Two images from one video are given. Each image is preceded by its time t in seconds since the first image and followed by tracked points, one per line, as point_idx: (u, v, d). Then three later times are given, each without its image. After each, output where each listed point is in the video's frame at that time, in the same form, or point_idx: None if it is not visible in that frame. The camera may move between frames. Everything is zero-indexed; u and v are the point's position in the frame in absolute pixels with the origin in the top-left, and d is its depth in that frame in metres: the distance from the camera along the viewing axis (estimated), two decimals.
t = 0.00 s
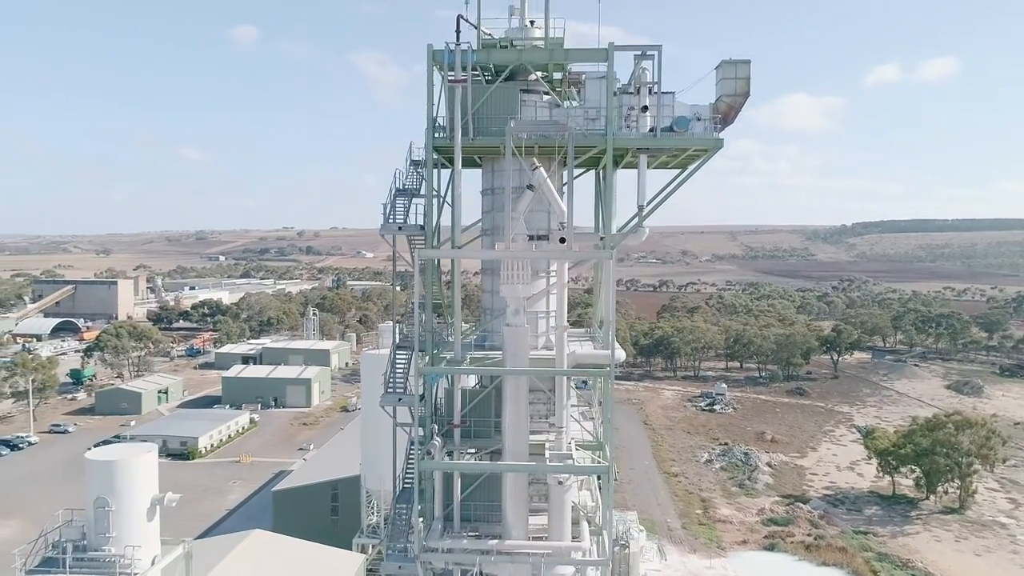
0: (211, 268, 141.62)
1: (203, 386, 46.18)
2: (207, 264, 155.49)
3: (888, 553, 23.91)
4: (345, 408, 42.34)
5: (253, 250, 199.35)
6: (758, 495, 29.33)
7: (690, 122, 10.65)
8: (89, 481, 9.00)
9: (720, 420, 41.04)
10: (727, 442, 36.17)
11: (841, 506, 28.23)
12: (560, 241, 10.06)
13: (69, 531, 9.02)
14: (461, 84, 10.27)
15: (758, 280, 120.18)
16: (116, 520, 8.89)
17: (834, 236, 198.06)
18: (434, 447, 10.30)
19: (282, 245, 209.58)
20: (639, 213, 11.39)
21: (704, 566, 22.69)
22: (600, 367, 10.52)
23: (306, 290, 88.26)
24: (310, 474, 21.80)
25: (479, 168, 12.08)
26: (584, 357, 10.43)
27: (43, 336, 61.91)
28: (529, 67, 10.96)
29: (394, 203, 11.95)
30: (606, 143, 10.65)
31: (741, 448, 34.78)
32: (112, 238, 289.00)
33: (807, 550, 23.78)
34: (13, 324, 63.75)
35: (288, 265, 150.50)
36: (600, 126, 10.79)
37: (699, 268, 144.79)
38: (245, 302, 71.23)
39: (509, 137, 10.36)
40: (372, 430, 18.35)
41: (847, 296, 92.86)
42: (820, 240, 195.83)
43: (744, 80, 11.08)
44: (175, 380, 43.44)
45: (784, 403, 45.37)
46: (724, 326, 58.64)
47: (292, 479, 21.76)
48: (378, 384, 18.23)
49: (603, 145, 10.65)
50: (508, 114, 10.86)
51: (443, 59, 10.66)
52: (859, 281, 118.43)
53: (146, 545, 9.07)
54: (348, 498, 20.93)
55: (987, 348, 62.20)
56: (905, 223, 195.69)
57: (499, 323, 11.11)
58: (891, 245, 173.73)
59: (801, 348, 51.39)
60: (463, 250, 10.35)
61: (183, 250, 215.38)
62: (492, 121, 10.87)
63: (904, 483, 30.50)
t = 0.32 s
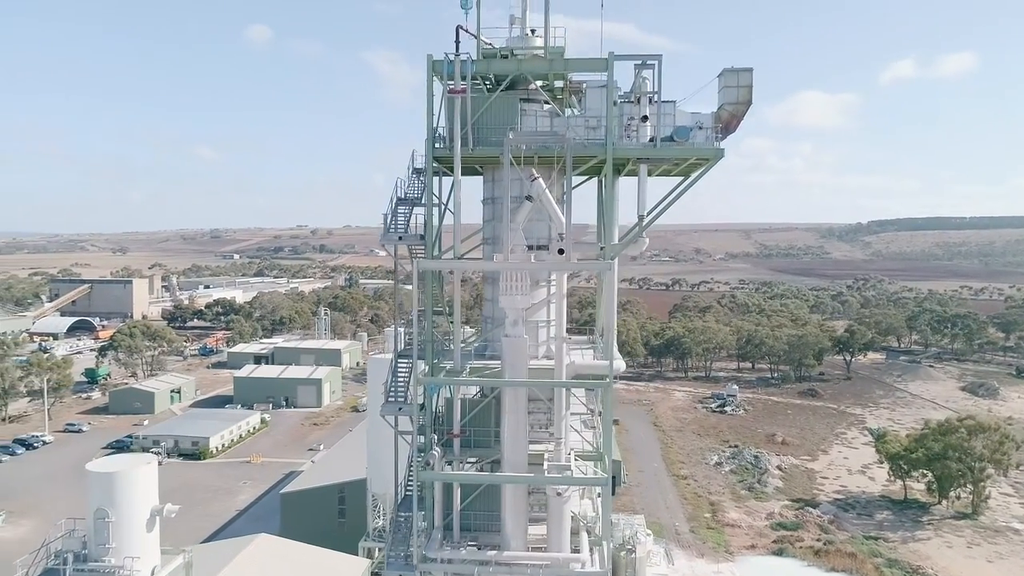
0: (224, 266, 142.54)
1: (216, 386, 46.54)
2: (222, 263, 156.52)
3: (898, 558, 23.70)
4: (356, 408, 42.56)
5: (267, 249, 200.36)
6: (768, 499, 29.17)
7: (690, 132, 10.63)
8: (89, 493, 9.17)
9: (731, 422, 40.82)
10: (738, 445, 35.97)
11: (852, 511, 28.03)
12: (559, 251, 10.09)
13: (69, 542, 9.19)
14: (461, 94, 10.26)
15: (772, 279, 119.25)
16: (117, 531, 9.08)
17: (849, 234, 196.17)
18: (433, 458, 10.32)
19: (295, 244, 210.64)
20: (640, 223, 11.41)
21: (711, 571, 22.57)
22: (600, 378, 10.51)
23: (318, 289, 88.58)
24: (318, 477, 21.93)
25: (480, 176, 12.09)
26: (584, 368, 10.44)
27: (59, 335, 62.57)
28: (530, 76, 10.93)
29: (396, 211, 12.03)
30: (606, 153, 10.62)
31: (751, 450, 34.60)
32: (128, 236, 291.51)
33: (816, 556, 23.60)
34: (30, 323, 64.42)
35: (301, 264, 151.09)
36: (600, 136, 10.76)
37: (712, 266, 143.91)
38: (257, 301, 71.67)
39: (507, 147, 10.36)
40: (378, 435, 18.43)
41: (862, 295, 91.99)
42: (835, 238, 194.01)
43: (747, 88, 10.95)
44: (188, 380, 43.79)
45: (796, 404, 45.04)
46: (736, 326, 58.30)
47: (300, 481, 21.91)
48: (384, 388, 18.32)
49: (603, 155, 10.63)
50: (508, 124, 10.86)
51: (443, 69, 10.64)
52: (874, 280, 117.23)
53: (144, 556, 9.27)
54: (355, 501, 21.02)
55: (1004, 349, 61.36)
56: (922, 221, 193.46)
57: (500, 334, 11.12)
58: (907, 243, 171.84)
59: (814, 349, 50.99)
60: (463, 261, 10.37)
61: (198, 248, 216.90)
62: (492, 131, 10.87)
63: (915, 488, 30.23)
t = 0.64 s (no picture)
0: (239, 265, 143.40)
1: (228, 385, 46.94)
2: (236, 262, 157.63)
3: (909, 565, 23.46)
4: (367, 408, 42.78)
5: (281, 247, 201.50)
6: (778, 503, 29.02)
7: (691, 142, 10.58)
8: (90, 505, 9.30)
9: (742, 424, 40.62)
10: (749, 447, 35.77)
11: (863, 515, 27.81)
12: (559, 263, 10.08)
13: (70, 552, 9.33)
14: (461, 106, 10.25)
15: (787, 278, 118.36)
16: (117, 543, 9.23)
17: (865, 232, 194.37)
18: (433, 469, 10.33)
19: (309, 242, 211.63)
20: (641, 233, 11.40)
21: None
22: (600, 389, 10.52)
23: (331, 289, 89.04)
24: (325, 480, 22.01)
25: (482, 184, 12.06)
26: (584, 379, 10.48)
27: (75, 334, 63.31)
28: (530, 85, 10.90)
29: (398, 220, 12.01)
30: (605, 163, 10.58)
31: (761, 453, 34.36)
32: (144, 234, 294.17)
33: (826, 562, 23.41)
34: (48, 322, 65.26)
35: (315, 262, 151.79)
36: (600, 146, 10.72)
37: (726, 264, 142.99)
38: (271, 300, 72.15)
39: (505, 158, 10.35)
40: (383, 439, 18.45)
41: (877, 295, 91.05)
42: (851, 237, 192.26)
43: (749, 97, 10.86)
44: (201, 380, 44.18)
45: (808, 406, 44.74)
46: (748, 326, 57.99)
47: (307, 484, 22.02)
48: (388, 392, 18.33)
49: (603, 165, 10.59)
50: (508, 134, 10.86)
51: (443, 80, 10.66)
52: (890, 279, 115.95)
53: (144, 567, 9.42)
54: (362, 503, 21.10)
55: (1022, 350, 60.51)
56: (940, 220, 191.16)
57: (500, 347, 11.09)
58: (924, 241, 169.87)
59: (827, 350, 50.59)
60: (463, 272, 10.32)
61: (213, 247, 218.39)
62: (493, 142, 10.88)
63: (928, 492, 29.92)
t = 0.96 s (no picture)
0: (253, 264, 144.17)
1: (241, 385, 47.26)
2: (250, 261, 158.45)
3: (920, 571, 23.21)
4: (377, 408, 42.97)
5: (294, 245, 202.38)
6: (788, 507, 28.82)
7: (691, 152, 10.52)
8: (90, 516, 9.45)
9: (753, 426, 40.39)
10: (759, 450, 35.56)
11: (874, 521, 27.55)
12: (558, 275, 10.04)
13: (71, 562, 9.49)
14: (460, 116, 10.24)
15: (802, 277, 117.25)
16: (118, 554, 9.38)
17: (881, 231, 192.40)
18: (433, 479, 10.33)
19: (322, 240, 212.38)
20: (642, 244, 11.40)
21: None
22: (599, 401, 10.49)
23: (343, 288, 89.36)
24: (332, 483, 22.12)
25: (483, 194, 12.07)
26: (584, 392, 10.44)
27: (91, 333, 63.92)
28: (530, 95, 10.89)
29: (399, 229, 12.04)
30: (605, 174, 10.54)
31: (772, 456, 34.11)
32: (160, 233, 296.38)
33: (835, 568, 23.19)
34: (65, 320, 65.98)
35: (328, 261, 152.29)
36: (600, 156, 10.69)
37: (740, 263, 141.86)
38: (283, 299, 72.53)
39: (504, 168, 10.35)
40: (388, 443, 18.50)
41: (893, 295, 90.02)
42: (867, 235, 190.41)
43: (750, 106, 10.80)
44: (213, 380, 44.53)
45: (820, 408, 44.42)
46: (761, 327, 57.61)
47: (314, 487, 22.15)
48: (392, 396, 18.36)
49: (602, 176, 10.56)
50: (507, 145, 10.88)
51: (443, 91, 10.67)
52: (907, 278, 114.52)
53: None
54: (369, 507, 21.19)
55: None
56: (958, 218, 188.78)
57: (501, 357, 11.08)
58: (942, 240, 167.77)
59: (840, 351, 50.16)
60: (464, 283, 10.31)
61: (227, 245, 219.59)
62: (493, 152, 10.89)
63: (941, 497, 29.60)
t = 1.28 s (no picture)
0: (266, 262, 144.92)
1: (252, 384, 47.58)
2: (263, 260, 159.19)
3: None
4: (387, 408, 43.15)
5: (307, 244, 203.09)
6: (797, 511, 28.63)
7: (691, 162, 10.47)
8: (90, 527, 9.55)
9: (764, 428, 40.18)
10: (769, 452, 35.37)
11: (884, 525, 27.33)
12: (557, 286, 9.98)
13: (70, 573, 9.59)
14: (459, 127, 10.27)
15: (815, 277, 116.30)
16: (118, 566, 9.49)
17: (897, 229, 190.55)
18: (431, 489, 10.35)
19: (334, 239, 213.08)
20: (642, 254, 11.49)
21: None
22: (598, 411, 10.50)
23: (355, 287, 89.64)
24: (339, 486, 22.25)
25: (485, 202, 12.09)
26: (582, 403, 10.45)
27: (105, 333, 64.40)
28: (530, 105, 10.89)
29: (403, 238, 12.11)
30: (605, 184, 10.54)
31: (781, 459, 33.92)
32: (175, 232, 298.28)
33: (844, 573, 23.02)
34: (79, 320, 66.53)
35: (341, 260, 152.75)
36: (599, 167, 10.68)
37: (753, 262, 140.79)
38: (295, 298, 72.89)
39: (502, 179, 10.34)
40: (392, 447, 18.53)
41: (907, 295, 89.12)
42: (882, 234, 188.64)
43: (750, 114, 10.76)
44: (224, 380, 44.84)
45: (832, 410, 44.12)
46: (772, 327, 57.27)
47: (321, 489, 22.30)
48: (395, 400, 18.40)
49: (602, 186, 10.55)
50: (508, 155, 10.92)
51: (443, 102, 10.71)
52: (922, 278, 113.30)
53: None
54: (375, 509, 21.27)
55: None
56: (975, 216, 186.51)
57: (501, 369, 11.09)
58: (958, 239, 165.86)
59: (852, 352, 49.80)
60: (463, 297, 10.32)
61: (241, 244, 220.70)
62: (493, 162, 10.93)
63: (953, 502, 29.33)
